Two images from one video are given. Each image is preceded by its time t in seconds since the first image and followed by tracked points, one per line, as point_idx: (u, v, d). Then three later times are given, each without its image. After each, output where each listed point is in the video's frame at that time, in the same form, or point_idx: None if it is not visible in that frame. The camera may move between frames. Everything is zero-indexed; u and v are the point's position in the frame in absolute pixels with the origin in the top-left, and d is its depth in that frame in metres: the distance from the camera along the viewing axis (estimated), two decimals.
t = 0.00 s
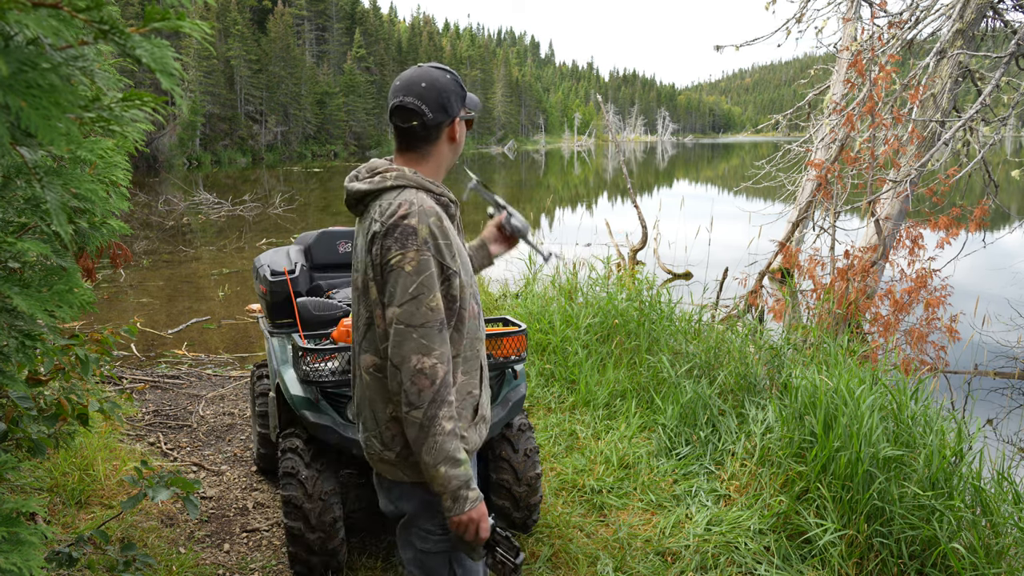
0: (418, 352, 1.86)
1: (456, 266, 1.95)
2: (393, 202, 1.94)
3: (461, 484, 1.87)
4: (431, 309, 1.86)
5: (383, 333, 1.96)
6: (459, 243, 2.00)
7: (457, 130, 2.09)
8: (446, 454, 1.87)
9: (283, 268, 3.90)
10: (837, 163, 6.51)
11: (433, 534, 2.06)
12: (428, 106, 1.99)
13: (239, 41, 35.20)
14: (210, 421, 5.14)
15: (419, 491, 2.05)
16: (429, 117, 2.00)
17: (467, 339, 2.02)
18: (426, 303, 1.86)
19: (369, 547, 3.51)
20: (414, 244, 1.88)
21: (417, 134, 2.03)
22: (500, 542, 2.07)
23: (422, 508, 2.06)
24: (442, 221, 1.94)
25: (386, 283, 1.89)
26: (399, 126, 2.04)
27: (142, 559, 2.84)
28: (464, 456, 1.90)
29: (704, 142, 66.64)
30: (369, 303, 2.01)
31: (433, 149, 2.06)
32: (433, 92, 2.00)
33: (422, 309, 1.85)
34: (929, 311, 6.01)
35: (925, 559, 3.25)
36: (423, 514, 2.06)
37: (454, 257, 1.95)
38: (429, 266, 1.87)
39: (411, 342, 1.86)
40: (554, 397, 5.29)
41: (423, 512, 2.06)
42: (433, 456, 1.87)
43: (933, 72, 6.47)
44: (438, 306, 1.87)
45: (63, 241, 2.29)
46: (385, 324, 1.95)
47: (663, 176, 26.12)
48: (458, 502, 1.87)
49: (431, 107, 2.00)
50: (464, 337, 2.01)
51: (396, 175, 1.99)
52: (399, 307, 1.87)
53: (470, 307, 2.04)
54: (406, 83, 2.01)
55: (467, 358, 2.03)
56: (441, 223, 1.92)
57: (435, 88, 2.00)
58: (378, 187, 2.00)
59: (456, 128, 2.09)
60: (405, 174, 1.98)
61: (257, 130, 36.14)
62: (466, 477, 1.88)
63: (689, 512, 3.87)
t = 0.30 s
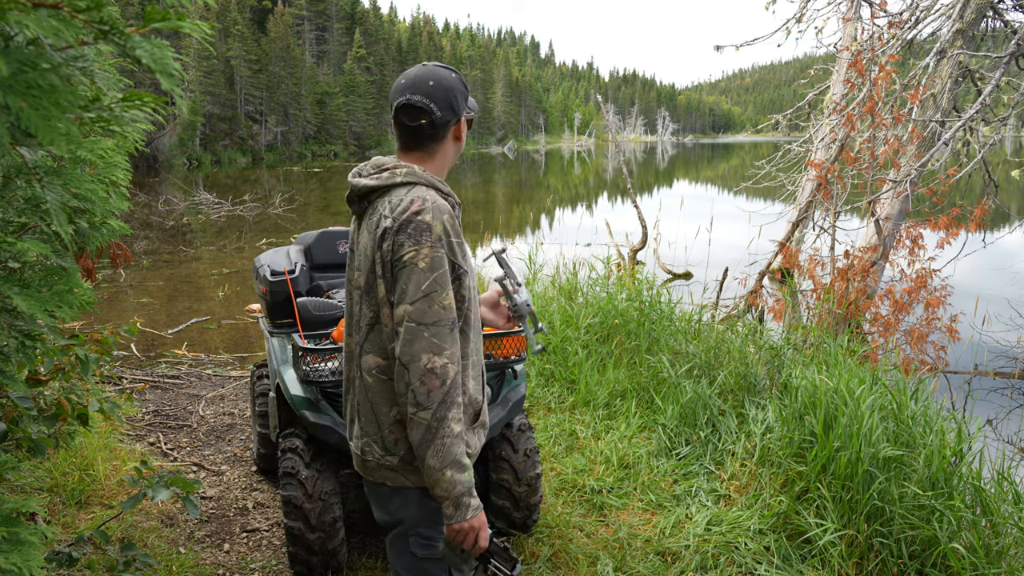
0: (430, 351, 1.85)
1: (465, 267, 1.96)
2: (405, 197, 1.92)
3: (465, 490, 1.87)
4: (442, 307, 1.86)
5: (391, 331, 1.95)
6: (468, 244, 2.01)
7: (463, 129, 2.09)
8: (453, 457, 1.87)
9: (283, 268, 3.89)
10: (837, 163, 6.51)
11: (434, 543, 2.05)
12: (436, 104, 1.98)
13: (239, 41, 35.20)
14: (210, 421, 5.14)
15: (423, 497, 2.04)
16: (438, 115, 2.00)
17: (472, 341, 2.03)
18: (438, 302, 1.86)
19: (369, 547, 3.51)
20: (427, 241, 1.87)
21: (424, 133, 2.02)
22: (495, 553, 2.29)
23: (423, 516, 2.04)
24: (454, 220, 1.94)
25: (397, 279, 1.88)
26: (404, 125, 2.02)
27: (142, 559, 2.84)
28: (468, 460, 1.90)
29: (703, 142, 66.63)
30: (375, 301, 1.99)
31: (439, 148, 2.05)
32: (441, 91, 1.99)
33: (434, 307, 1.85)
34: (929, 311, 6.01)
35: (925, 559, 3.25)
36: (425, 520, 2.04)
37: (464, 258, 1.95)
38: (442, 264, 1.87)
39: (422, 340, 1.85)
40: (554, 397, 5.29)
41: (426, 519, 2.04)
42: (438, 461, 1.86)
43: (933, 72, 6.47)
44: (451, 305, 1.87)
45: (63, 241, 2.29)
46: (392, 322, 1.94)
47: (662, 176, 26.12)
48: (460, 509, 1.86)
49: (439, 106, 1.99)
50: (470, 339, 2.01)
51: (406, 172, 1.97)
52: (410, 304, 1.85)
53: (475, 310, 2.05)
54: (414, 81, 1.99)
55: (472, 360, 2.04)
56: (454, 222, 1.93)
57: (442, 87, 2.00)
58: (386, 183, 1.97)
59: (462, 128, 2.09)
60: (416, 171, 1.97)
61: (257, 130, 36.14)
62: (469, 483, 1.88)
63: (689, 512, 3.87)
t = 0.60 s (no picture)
0: (449, 361, 1.85)
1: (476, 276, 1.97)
2: (416, 202, 1.91)
3: (482, 504, 1.88)
4: (460, 317, 1.86)
5: (401, 341, 1.92)
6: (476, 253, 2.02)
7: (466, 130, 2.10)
8: (471, 469, 1.87)
9: (283, 268, 3.89)
10: (837, 162, 6.51)
11: (426, 556, 2.05)
12: (441, 106, 1.98)
13: (239, 41, 35.21)
14: (210, 421, 5.14)
15: (422, 511, 2.02)
16: (444, 118, 2.00)
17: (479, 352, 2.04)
18: (456, 310, 1.85)
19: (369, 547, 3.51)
20: (444, 247, 1.86)
21: (428, 134, 2.02)
22: (505, 564, 2.14)
23: (420, 531, 2.03)
24: (467, 228, 1.95)
25: (412, 287, 1.86)
26: (408, 126, 2.01)
27: (142, 559, 2.84)
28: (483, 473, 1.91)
29: (703, 142, 66.63)
30: (382, 309, 1.95)
31: (441, 151, 2.06)
32: (446, 93, 1.99)
33: (453, 316, 1.84)
34: (929, 311, 6.01)
35: (925, 559, 3.25)
36: (419, 534, 2.04)
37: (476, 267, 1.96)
38: (460, 272, 1.87)
39: (441, 350, 1.84)
40: (554, 397, 5.29)
41: (422, 534, 2.03)
42: (455, 475, 1.86)
43: (933, 72, 6.47)
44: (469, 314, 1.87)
45: (63, 241, 2.29)
46: (403, 331, 1.91)
47: (662, 176, 26.12)
48: (477, 523, 1.87)
49: (444, 108, 1.99)
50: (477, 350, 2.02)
51: (415, 176, 1.96)
52: (427, 313, 1.84)
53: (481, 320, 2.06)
54: (418, 82, 1.98)
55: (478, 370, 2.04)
56: (468, 231, 1.94)
57: (447, 89, 2.00)
58: (395, 187, 1.95)
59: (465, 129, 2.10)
60: (424, 175, 1.97)
61: (257, 130, 36.13)
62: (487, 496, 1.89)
63: (689, 512, 3.87)
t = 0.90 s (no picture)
0: (464, 365, 1.85)
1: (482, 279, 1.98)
2: (421, 207, 1.91)
3: (505, 505, 1.90)
4: (473, 321, 1.86)
5: (409, 348, 1.91)
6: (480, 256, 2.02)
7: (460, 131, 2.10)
8: (490, 472, 1.88)
9: (283, 268, 3.89)
10: (837, 162, 6.51)
11: (432, 561, 2.05)
12: (435, 107, 1.98)
13: (239, 41, 35.21)
14: (210, 421, 5.14)
15: (427, 518, 2.02)
16: (439, 118, 2.00)
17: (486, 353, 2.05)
18: (469, 315, 1.86)
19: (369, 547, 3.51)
20: (454, 252, 1.86)
21: (422, 136, 2.01)
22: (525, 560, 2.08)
23: (426, 536, 2.03)
24: (472, 231, 1.96)
25: (423, 293, 1.85)
26: (401, 127, 2.01)
27: (142, 559, 2.84)
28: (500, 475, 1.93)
29: (703, 142, 66.64)
30: (386, 316, 1.94)
31: (435, 152, 2.05)
32: (440, 93, 1.99)
33: (466, 320, 1.85)
34: (929, 311, 6.01)
35: (925, 559, 3.25)
36: (424, 540, 2.03)
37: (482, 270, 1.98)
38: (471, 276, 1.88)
39: (454, 355, 1.84)
40: (554, 397, 5.29)
41: (428, 539, 2.04)
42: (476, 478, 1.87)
43: (933, 72, 6.47)
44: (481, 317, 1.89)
45: (63, 242, 2.29)
46: (412, 338, 1.91)
47: (662, 176, 26.11)
48: (501, 523, 1.89)
49: (438, 108, 1.99)
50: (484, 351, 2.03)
51: (417, 179, 1.96)
52: (440, 319, 1.84)
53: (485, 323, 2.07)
54: (411, 83, 1.98)
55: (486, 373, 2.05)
56: (474, 233, 1.95)
57: (441, 88, 2.00)
58: (397, 190, 1.95)
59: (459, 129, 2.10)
60: (425, 177, 1.97)
61: (257, 130, 36.13)
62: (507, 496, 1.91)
63: (689, 512, 3.87)
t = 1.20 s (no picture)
0: (461, 368, 1.86)
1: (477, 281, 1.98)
2: (413, 209, 1.91)
3: (506, 506, 1.91)
4: (469, 323, 1.87)
5: (405, 352, 1.91)
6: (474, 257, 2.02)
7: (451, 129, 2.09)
8: (490, 475, 1.89)
9: (283, 268, 3.89)
10: (837, 162, 6.50)
11: (431, 564, 2.05)
12: (425, 107, 1.98)
13: (239, 41, 35.22)
14: (210, 421, 5.14)
15: (426, 521, 2.03)
16: (428, 118, 1.99)
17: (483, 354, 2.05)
18: (464, 318, 1.86)
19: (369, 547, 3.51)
20: (448, 254, 1.86)
21: (412, 136, 2.01)
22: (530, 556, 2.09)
23: (425, 539, 2.03)
24: (466, 232, 1.96)
25: (417, 297, 1.85)
26: (393, 128, 2.00)
27: (142, 559, 2.84)
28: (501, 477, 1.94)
29: (703, 142, 66.64)
30: (381, 321, 1.94)
31: (427, 153, 2.05)
32: (430, 92, 1.98)
33: (462, 323, 1.85)
34: (929, 311, 6.01)
35: (925, 559, 3.25)
36: (423, 543, 2.03)
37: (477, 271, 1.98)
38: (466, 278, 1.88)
39: (450, 359, 1.85)
40: (554, 397, 5.29)
41: (426, 543, 2.04)
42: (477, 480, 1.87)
43: (933, 72, 6.47)
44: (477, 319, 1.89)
45: (63, 242, 2.29)
46: (407, 342, 1.91)
47: (662, 176, 26.12)
48: (503, 523, 1.90)
49: (428, 108, 1.98)
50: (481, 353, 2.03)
51: (408, 181, 1.96)
52: (436, 323, 1.84)
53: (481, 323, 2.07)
54: (401, 82, 1.98)
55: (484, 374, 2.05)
56: (467, 234, 1.95)
57: (431, 88, 1.99)
58: (388, 193, 1.95)
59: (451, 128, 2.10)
60: (417, 179, 1.97)
61: (257, 130, 36.12)
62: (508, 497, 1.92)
63: (689, 512, 3.87)
